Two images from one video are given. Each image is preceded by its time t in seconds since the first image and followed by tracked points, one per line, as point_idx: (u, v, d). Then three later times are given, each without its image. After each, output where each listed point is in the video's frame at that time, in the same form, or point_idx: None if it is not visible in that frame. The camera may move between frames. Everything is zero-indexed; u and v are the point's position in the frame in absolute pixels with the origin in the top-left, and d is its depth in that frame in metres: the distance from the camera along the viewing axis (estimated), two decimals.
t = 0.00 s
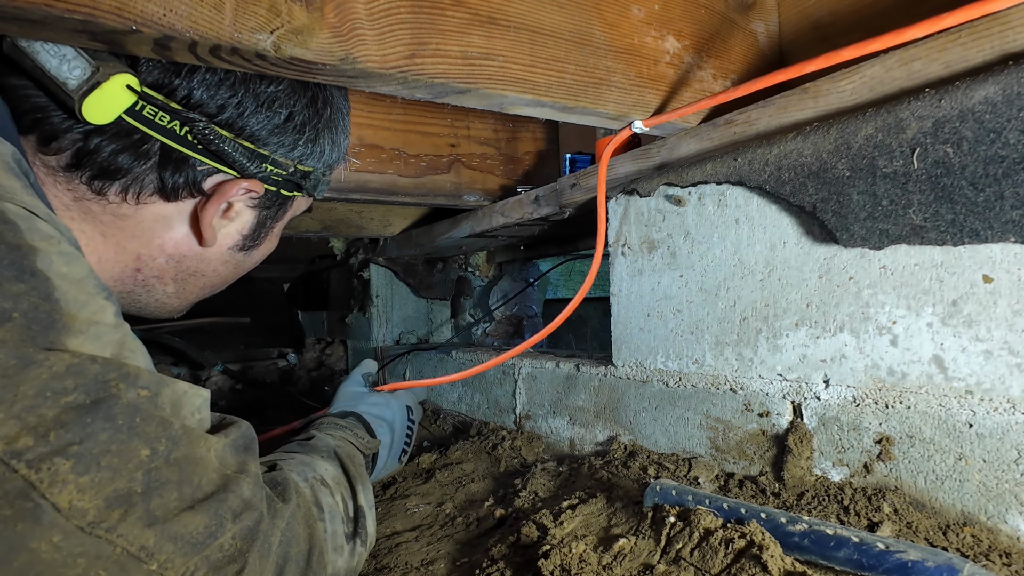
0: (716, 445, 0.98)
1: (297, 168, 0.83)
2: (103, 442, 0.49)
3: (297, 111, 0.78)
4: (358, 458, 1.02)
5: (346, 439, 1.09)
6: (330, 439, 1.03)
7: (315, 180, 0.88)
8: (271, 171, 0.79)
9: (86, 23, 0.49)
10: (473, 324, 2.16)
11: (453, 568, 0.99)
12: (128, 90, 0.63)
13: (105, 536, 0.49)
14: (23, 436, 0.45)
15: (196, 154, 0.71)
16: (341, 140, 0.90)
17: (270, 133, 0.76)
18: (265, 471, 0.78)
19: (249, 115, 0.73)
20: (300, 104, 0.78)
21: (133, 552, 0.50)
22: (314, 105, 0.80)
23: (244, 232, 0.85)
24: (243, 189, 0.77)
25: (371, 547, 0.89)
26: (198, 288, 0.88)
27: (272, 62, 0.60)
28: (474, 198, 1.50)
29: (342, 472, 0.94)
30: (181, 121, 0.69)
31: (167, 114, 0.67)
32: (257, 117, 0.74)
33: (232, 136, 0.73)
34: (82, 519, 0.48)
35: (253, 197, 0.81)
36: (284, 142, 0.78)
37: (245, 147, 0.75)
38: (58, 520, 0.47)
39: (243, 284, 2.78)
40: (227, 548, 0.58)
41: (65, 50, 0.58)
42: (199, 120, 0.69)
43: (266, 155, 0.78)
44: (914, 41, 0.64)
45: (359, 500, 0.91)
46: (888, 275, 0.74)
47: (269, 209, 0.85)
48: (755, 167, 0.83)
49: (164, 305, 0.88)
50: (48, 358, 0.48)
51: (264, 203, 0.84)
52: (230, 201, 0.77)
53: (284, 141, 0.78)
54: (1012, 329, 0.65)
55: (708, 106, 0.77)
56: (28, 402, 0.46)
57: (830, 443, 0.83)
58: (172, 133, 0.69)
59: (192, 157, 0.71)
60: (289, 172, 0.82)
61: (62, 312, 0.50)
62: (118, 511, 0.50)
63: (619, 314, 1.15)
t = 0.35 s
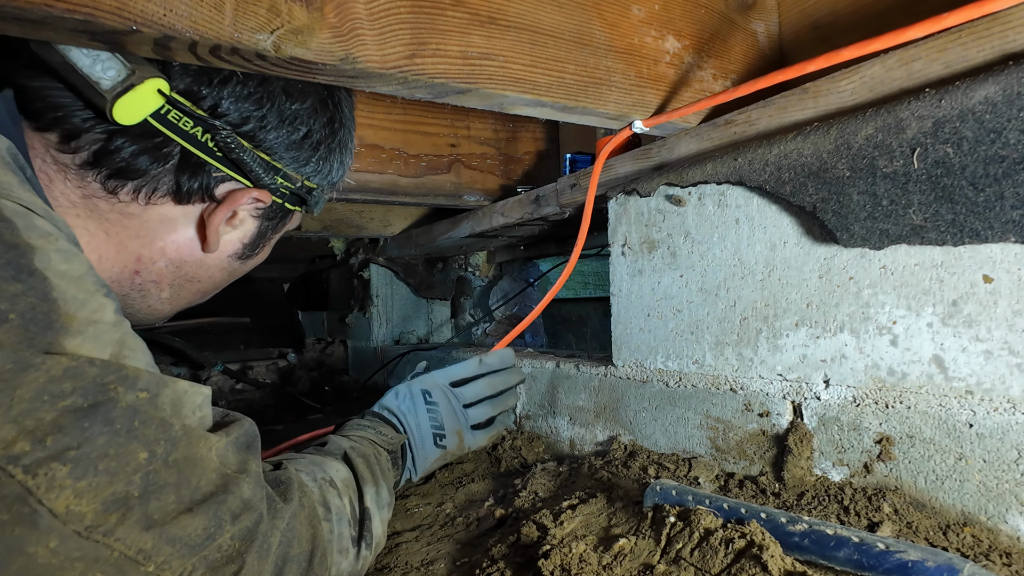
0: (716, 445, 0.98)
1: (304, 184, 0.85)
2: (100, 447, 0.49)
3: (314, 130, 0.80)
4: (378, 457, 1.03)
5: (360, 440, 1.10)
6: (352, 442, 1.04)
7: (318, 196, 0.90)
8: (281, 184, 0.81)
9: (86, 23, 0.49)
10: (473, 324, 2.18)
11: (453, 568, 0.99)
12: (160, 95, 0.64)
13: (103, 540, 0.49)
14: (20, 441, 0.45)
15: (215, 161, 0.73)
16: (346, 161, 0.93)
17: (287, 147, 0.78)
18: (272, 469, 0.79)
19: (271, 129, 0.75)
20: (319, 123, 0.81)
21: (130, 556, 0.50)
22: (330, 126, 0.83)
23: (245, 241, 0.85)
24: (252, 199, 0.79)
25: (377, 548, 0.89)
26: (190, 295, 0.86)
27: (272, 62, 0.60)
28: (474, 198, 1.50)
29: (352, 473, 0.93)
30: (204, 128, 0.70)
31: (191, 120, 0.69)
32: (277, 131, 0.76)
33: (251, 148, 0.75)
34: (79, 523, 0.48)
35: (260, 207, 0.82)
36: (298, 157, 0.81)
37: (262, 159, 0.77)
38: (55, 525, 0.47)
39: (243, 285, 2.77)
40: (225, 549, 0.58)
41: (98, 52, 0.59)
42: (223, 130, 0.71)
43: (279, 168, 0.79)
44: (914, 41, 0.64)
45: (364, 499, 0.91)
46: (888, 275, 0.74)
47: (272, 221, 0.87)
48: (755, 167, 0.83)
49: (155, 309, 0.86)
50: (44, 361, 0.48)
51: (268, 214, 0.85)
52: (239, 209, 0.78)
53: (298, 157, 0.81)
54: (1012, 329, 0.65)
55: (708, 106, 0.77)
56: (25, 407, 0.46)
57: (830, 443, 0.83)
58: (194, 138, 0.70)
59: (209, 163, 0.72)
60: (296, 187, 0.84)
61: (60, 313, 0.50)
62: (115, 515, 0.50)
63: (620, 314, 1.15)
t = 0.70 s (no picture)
0: (716, 445, 0.98)
1: (304, 206, 0.86)
2: (120, 449, 0.47)
3: (326, 157, 0.83)
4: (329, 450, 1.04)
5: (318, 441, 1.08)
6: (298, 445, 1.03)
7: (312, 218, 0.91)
8: (285, 205, 0.82)
9: (86, 23, 0.48)
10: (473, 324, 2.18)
11: (453, 568, 0.99)
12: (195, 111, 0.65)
13: (124, 542, 0.46)
14: (44, 443, 0.43)
15: (230, 176, 0.73)
16: (343, 188, 0.95)
17: (299, 170, 0.80)
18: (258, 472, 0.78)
19: (288, 153, 0.77)
20: (330, 152, 0.83)
21: (150, 558, 0.48)
22: (339, 155, 0.86)
23: (237, 254, 0.84)
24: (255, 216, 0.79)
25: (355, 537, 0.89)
26: (175, 299, 0.85)
27: (273, 62, 0.60)
28: (473, 198, 1.50)
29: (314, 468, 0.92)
30: (227, 145, 0.71)
31: (217, 136, 0.69)
32: (294, 155, 0.78)
33: (268, 168, 0.76)
34: (101, 525, 0.45)
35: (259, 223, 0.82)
36: (305, 180, 0.82)
37: (275, 180, 0.78)
38: (79, 527, 0.44)
39: (243, 285, 2.77)
40: (236, 550, 0.56)
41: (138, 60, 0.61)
42: (246, 150, 0.72)
43: (287, 189, 0.81)
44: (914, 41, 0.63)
45: (332, 490, 0.90)
46: (888, 275, 0.74)
47: (264, 237, 0.88)
48: (755, 167, 0.83)
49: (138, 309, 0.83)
50: (65, 363, 0.45)
51: (263, 229, 0.85)
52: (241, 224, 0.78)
53: (306, 181, 0.83)
54: (1012, 329, 0.65)
55: (708, 106, 0.77)
56: (46, 409, 0.43)
57: (830, 443, 0.83)
58: (215, 154, 0.70)
59: (223, 176, 0.73)
60: (297, 208, 0.85)
61: (77, 314, 0.48)
62: (134, 516, 0.47)
63: (620, 314, 1.15)
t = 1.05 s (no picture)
0: (716, 445, 0.98)
1: (302, 201, 0.86)
2: (133, 442, 0.47)
3: (324, 152, 0.83)
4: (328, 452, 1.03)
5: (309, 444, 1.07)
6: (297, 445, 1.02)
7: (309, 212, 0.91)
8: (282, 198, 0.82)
9: (86, 23, 0.49)
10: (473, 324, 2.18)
11: (453, 568, 0.99)
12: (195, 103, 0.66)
13: (135, 534, 0.47)
14: (58, 434, 0.43)
15: (229, 167, 0.73)
16: (340, 183, 0.95)
17: (297, 163, 0.80)
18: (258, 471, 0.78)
19: (286, 146, 0.77)
20: (328, 146, 0.84)
21: (160, 550, 0.48)
22: (337, 150, 0.87)
23: (235, 248, 0.83)
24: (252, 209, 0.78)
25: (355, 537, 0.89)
26: (171, 293, 0.84)
27: (272, 62, 0.60)
28: (474, 198, 1.50)
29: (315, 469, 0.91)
30: (225, 136, 0.71)
31: (216, 126, 0.70)
32: (292, 148, 0.78)
33: (266, 160, 0.76)
34: (114, 516, 0.45)
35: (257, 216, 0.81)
36: (303, 173, 0.82)
37: (273, 172, 0.78)
38: (92, 517, 0.44)
39: (242, 285, 2.77)
40: (243, 545, 0.56)
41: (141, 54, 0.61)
42: (244, 140, 0.73)
43: (285, 183, 0.80)
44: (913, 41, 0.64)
45: (335, 491, 0.89)
46: (888, 275, 0.74)
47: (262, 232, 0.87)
48: (755, 167, 0.83)
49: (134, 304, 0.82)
50: (82, 356, 0.45)
51: (261, 223, 0.84)
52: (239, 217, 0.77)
53: (304, 175, 0.83)
54: (1012, 329, 0.65)
55: (708, 106, 0.77)
56: (62, 401, 0.43)
57: (830, 444, 0.82)
58: (213, 144, 0.70)
59: (222, 168, 0.73)
60: (294, 202, 0.85)
61: (92, 309, 0.48)
62: (146, 508, 0.47)
63: (620, 313, 1.15)
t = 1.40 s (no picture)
0: (716, 445, 0.98)
1: (303, 195, 0.86)
2: (123, 447, 0.47)
3: (322, 145, 0.82)
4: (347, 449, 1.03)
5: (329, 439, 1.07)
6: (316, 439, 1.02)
7: (311, 205, 0.90)
8: (282, 195, 0.81)
9: (86, 23, 0.49)
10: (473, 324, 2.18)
11: (453, 568, 0.99)
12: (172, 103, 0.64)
13: (125, 541, 0.47)
14: (44, 443, 0.43)
15: (220, 168, 0.72)
16: (345, 173, 0.94)
17: (293, 160, 0.79)
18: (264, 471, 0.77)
19: (279, 143, 0.75)
20: (327, 139, 0.82)
21: (151, 557, 0.48)
22: (336, 142, 0.84)
23: (238, 248, 0.84)
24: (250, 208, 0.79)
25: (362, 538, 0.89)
26: (176, 298, 0.85)
27: (272, 62, 0.60)
28: (474, 198, 1.50)
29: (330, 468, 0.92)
30: (213, 137, 0.70)
31: (203, 127, 0.68)
32: (285, 145, 0.76)
33: (259, 159, 0.75)
34: (103, 524, 0.46)
35: (256, 215, 0.81)
36: (301, 170, 0.81)
37: (267, 170, 0.77)
38: (80, 527, 0.44)
39: (243, 284, 2.78)
40: (239, 548, 0.56)
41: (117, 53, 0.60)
42: (233, 140, 0.71)
43: (282, 180, 0.80)
44: (913, 41, 0.64)
45: (348, 493, 0.90)
46: (888, 275, 0.74)
47: (264, 229, 0.87)
48: (755, 167, 0.83)
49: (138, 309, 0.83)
50: (68, 363, 0.46)
51: (261, 221, 0.84)
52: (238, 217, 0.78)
53: (302, 170, 0.81)
54: (1013, 329, 0.65)
55: (708, 106, 0.77)
56: (47, 409, 0.44)
57: (830, 443, 0.83)
58: (202, 146, 0.69)
59: (214, 170, 0.72)
60: (295, 198, 0.84)
61: (79, 315, 0.48)
62: (136, 515, 0.48)
63: (620, 314, 1.15)
